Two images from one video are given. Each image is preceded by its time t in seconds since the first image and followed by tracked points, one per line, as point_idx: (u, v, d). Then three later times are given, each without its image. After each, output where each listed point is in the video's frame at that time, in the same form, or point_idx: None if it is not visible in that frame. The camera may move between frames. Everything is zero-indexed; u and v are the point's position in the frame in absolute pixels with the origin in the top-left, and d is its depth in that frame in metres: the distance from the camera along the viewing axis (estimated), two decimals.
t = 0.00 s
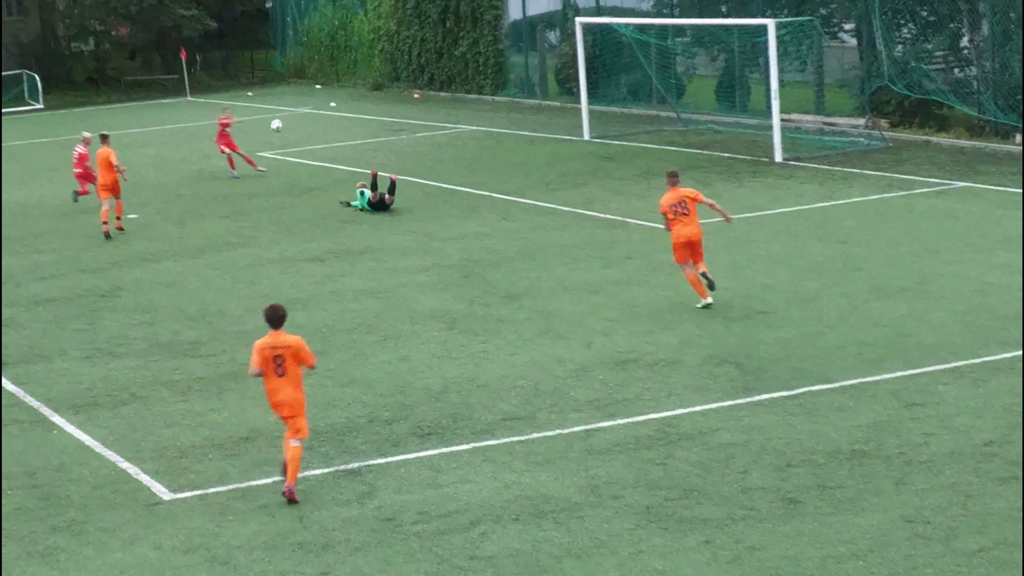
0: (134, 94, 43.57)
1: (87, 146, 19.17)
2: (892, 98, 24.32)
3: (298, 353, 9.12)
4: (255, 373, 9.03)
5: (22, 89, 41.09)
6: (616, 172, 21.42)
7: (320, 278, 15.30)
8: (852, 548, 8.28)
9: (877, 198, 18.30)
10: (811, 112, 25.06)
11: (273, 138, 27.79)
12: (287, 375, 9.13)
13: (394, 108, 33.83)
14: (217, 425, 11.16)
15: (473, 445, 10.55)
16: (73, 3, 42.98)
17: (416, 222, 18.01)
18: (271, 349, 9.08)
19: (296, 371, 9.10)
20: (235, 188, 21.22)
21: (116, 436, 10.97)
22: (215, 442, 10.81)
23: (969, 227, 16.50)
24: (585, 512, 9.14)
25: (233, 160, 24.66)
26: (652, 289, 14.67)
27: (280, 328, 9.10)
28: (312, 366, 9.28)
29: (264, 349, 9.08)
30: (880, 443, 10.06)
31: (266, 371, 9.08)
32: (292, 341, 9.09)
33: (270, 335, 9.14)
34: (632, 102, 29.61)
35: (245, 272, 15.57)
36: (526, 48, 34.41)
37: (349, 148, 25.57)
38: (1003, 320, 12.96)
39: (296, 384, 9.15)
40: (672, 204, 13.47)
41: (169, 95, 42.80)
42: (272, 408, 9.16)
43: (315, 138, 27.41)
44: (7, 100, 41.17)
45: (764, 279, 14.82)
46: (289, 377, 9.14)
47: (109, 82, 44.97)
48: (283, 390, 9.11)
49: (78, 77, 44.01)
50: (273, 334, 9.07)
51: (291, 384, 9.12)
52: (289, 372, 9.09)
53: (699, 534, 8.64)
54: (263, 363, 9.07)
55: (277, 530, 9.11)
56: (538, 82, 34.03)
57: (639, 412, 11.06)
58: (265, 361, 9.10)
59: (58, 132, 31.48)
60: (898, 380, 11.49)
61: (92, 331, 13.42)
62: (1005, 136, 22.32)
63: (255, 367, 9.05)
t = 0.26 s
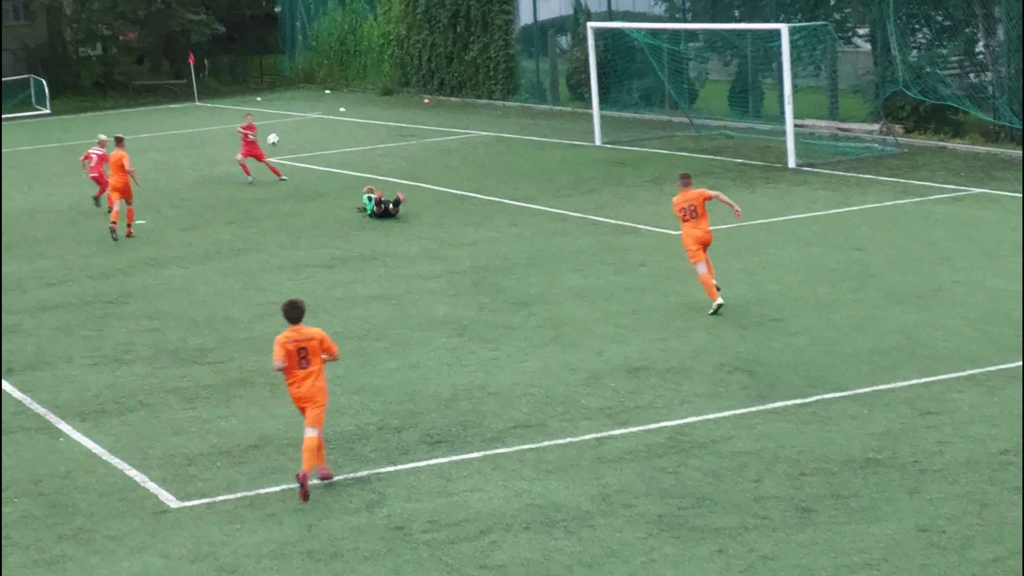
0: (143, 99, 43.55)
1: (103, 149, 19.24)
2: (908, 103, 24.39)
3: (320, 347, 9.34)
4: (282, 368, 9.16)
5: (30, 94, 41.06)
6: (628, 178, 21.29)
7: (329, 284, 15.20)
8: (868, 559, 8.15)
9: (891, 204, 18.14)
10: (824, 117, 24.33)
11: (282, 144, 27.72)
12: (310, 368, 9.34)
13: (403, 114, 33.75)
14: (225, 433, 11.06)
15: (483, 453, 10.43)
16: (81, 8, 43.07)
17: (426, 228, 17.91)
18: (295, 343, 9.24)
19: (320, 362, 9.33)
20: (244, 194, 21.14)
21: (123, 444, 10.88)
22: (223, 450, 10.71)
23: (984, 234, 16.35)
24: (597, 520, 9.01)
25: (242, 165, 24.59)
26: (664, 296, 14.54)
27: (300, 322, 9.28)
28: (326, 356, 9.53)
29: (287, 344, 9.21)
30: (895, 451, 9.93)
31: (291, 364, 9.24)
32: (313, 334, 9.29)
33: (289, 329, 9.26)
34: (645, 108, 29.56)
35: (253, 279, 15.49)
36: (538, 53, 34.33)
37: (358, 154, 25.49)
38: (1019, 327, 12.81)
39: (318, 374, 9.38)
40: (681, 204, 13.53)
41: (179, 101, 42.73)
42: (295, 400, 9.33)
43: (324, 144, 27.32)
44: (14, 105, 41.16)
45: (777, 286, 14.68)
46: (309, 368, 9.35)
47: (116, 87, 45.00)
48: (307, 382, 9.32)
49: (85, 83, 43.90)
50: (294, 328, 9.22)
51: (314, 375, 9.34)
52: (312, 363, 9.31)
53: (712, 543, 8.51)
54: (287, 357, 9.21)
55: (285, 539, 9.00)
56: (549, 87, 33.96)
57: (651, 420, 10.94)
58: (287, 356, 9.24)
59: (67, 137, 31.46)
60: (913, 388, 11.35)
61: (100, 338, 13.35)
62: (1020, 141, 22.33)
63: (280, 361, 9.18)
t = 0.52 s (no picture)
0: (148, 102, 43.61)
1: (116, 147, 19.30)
2: (920, 106, 24.26)
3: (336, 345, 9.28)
4: (300, 370, 9.07)
5: (35, 96, 41.03)
6: (637, 181, 21.16)
7: (336, 288, 15.10)
8: (881, 567, 8.03)
9: (904, 208, 17.99)
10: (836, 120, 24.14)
11: (289, 147, 27.64)
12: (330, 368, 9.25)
13: (411, 117, 33.66)
14: (231, 438, 10.96)
15: (492, 459, 10.32)
16: (87, 10, 42.69)
17: (434, 232, 17.80)
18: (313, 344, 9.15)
19: (339, 362, 9.23)
20: (251, 197, 21.06)
21: (128, 450, 10.78)
22: (229, 455, 10.61)
23: (997, 238, 16.19)
24: (606, 527, 8.89)
25: (249, 168, 24.52)
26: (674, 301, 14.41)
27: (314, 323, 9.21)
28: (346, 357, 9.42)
29: (305, 346, 9.12)
30: (908, 457, 9.79)
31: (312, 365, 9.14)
32: (331, 334, 9.19)
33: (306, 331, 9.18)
34: (655, 110, 29.41)
35: (260, 283, 15.39)
36: (547, 55, 34.24)
37: (366, 157, 25.39)
38: None
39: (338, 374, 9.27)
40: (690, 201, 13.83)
41: (186, 103, 42.67)
42: (316, 401, 9.24)
43: (332, 147, 27.23)
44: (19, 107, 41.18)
45: (788, 290, 14.54)
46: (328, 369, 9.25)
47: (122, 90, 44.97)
48: (328, 382, 9.21)
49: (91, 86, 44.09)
50: (311, 329, 9.13)
51: (334, 375, 9.23)
52: (332, 363, 9.21)
53: (722, 550, 8.39)
54: (305, 359, 9.11)
55: (291, 545, 8.89)
56: (558, 89, 33.86)
57: (661, 426, 10.81)
58: (305, 357, 9.13)
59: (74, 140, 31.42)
60: (927, 393, 11.20)
61: (105, 342, 13.26)
62: None
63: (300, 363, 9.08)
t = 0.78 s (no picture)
0: (154, 105, 43.66)
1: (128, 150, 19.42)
2: (936, 109, 24.15)
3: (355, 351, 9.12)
4: (317, 376, 9.01)
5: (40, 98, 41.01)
6: (649, 185, 20.99)
7: (345, 293, 14.98)
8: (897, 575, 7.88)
9: (918, 212, 17.80)
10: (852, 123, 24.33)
11: (298, 150, 27.56)
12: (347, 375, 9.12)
13: (421, 120, 33.57)
14: (239, 444, 10.84)
15: (503, 465, 10.18)
16: (92, 11, 43.45)
17: (443, 236, 17.68)
18: (329, 351, 9.06)
19: (358, 368, 9.10)
20: (259, 201, 20.95)
21: (135, 456, 10.67)
22: (237, 461, 10.49)
23: (1013, 242, 16.01)
24: (618, 534, 8.75)
25: (258, 172, 24.42)
26: (687, 305, 14.25)
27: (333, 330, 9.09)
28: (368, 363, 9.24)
29: (323, 352, 9.06)
30: (925, 463, 9.63)
31: (328, 372, 9.05)
32: (349, 340, 9.08)
33: (325, 337, 9.10)
34: (667, 113, 29.26)
35: (268, 287, 15.28)
36: (558, 57, 34.12)
37: (374, 160, 25.29)
38: None
39: (359, 380, 9.15)
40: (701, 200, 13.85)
41: (195, 106, 42.65)
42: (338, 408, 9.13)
43: (341, 150, 27.14)
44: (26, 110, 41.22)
45: (801, 295, 14.38)
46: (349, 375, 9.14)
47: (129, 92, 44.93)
48: (347, 389, 9.09)
49: (97, 89, 43.99)
50: (328, 335, 9.06)
51: (354, 381, 9.11)
52: (351, 370, 9.08)
53: (735, 558, 8.24)
54: (323, 365, 9.05)
55: (299, 552, 8.77)
56: (570, 92, 33.76)
57: (673, 432, 10.67)
58: (323, 364, 9.07)
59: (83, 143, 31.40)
60: (943, 399, 11.05)
61: (111, 347, 13.15)
62: None
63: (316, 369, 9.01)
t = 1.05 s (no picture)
0: (159, 105, 43.67)
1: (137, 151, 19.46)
2: (953, 111, 23.87)
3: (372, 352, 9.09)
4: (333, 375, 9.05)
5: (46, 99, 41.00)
6: (661, 188, 20.80)
7: (353, 297, 14.82)
8: None
9: (935, 216, 17.59)
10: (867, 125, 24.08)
11: (307, 152, 27.45)
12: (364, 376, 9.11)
13: (431, 121, 33.44)
14: (246, 450, 10.68)
15: (514, 471, 10.01)
16: (99, 12, 42.68)
17: (453, 239, 17.52)
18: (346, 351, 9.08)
19: (374, 369, 9.10)
20: (267, 204, 20.81)
21: (141, 462, 10.53)
22: (244, 467, 10.34)
23: None
24: (630, 541, 8.58)
25: (266, 174, 24.29)
26: (700, 309, 14.05)
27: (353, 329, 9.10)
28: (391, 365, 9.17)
29: (340, 351, 9.08)
30: (943, 470, 9.44)
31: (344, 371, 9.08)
32: (367, 341, 9.08)
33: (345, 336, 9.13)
34: (681, 115, 29.06)
35: (276, 291, 15.13)
36: (570, 58, 33.93)
37: (384, 163, 25.15)
38: None
39: (375, 381, 9.16)
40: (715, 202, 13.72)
41: (202, 108, 42.47)
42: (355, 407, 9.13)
43: (351, 152, 27.01)
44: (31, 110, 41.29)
45: (816, 299, 14.18)
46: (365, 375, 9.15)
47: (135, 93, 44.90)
48: (362, 389, 9.10)
49: (103, 90, 44.04)
50: (347, 334, 9.07)
51: (369, 382, 9.12)
52: (367, 370, 9.09)
53: (751, 567, 8.07)
54: (339, 364, 9.07)
55: (307, 559, 8.62)
56: (583, 93, 33.62)
57: (687, 438, 10.49)
58: (341, 363, 9.10)
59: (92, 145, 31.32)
60: (962, 405, 10.84)
61: (117, 352, 13.02)
62: None
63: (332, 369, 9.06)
